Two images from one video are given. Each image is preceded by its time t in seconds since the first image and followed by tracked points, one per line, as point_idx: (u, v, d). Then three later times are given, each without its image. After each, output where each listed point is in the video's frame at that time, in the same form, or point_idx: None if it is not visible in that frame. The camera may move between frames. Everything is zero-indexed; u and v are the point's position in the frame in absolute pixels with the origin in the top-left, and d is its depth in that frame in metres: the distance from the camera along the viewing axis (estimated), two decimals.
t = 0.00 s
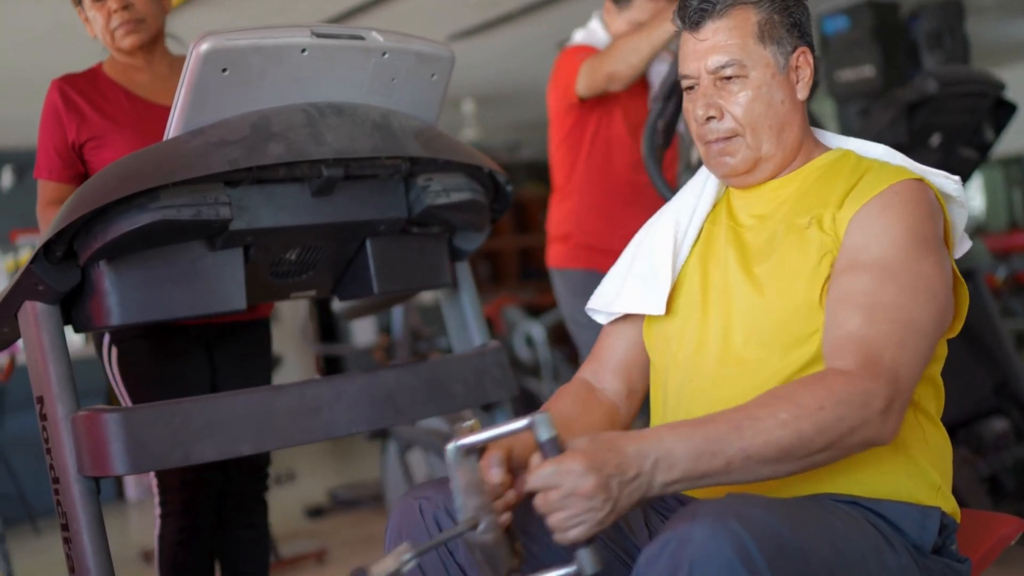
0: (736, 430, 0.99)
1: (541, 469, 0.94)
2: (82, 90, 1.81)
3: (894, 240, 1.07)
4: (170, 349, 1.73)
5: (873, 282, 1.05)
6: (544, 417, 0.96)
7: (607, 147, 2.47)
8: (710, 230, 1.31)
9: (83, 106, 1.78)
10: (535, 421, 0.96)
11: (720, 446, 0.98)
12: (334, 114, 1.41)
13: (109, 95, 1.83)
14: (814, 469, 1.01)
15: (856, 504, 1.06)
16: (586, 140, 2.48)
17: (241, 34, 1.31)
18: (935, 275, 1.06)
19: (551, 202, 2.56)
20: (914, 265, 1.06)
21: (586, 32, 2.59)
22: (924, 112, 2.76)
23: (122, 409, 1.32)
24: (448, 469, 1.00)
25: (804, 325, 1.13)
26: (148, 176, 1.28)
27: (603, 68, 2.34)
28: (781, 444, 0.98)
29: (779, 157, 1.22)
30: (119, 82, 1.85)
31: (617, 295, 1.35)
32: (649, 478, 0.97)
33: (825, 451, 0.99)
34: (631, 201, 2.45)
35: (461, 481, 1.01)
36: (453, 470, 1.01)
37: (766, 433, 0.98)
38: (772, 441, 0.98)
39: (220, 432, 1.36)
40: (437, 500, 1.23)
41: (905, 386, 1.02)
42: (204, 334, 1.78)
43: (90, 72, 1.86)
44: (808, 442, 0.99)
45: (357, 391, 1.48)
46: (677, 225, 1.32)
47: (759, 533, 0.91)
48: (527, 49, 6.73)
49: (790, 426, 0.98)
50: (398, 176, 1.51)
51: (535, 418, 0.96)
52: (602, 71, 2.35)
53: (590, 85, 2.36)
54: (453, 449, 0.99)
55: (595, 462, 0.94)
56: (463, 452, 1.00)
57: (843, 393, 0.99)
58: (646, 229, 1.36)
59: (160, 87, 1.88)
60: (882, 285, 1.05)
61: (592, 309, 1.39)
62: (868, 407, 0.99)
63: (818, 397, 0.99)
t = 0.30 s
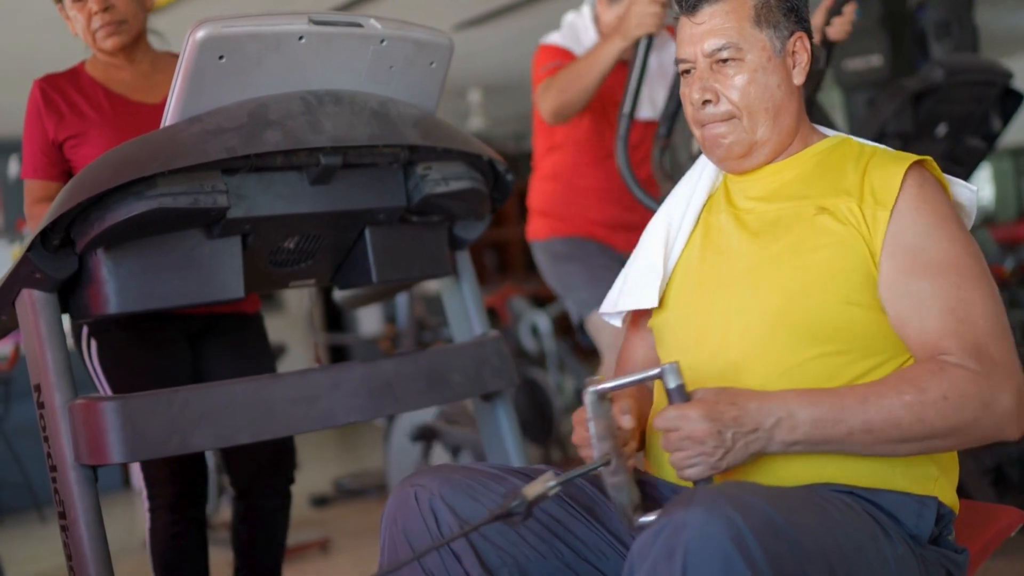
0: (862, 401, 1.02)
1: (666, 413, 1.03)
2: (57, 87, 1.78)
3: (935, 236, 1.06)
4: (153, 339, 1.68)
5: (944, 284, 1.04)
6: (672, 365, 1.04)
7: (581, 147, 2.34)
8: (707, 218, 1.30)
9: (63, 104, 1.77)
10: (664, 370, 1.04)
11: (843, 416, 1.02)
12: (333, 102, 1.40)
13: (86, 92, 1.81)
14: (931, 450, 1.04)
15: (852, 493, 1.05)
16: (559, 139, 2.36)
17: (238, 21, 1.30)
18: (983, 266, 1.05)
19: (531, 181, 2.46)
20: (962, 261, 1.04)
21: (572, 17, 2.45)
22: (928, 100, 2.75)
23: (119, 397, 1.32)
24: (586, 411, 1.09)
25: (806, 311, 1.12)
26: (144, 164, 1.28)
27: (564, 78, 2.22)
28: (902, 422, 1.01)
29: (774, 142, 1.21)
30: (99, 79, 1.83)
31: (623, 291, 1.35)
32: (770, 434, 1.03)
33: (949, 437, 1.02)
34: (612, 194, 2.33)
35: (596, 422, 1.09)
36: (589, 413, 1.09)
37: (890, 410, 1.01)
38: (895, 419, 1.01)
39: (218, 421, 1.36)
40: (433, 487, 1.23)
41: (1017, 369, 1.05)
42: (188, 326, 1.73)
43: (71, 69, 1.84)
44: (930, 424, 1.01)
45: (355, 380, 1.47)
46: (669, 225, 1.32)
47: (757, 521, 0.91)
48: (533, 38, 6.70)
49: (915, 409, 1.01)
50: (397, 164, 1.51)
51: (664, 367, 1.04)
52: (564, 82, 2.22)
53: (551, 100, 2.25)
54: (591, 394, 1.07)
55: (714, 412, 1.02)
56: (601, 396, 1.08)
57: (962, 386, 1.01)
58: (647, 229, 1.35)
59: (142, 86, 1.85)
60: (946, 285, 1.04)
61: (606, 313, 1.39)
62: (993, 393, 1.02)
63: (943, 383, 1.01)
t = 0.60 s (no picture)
0: (890, 395, 1.02)
1: (696, 402, 1.05)
2: (48, 74, 1.76)
3: (951, 229, 1.05)
4: (144, 329, 1.66)
5: (957, 280, 1.03)
6: (703, 354, 1.04)
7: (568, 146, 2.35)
8: (716, 209, 1.29)
9: (57, 89, 1.75)
10: (694, 358, 1.04)
11: (871, 410, 1.02)
12: (337, 91, 1.39)
13: (80, 79, 1.78)
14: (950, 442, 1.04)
15: (863, 485, 1.05)
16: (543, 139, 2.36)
17: (242, 9, 1.29)
18: (995, 256, 1.05)
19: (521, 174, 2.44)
20: (973, 254, 1.04)
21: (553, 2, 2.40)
22: (936, 93, 2.74)
23: (123, 386, 1.31)
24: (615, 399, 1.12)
25: (814, 304, 1.11)
26: (148, 152, 1.27)
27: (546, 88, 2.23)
28: (927, 416, 1.01)
29: (782, 135, 1.20)
30: (93, 65, 1.81)
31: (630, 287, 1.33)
32: (795, 425, 1.03)
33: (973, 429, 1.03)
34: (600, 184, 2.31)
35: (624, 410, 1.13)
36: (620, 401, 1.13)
37: (915, 405, 1.01)
38: (920, 414, 1.01)
39: (223, 410, 1.35)
40: (438, 477, 1.22)
41: None
42: (187, 315, 1.71)
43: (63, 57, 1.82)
44: (956, 418, 1.02)
45: (357, 370, 1.47)
46: (677, 217, 1.31)
47: (766, 508, 0.90)
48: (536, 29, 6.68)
49: (941, 404, 1.01)
50: (402, 154, 1.50)
51: (693, 355, 1.04)
52: (546, 92, 2.23)
53: (533, 113, 2.24)
54: (621, 380, 1.10)
55: (739, 402, 1.03)
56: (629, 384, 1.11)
57: (991, 378, 1.01)
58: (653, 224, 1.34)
59: (136, 71, 1.84)
60: (954, 277, 1.04)
61: (616, 308, 1.37)
62: (1015, 385, 1.02)
63: (967, 377, 1.01)
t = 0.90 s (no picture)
0: (761, 407, 1.01)
1: (568, 434, 0.98)
2: (42, 68, 1.75)
3: (900, 208, 1.06)
4: (142, 325, 1.66)
5: (888, 255, 1.05)
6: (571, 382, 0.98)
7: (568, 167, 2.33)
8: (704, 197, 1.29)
9: (53, 83, 1.75)
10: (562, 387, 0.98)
11: (747, 423, 1.01)
12: (336, 84, 1.39)
13: (75, 72, 1.78)
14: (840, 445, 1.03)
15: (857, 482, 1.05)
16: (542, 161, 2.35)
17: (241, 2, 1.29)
18: (943, 239, 1.06)
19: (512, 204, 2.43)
20: (916, 232, 1.05)
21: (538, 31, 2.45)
22: (933, 90, 2.74)
23: (121, 379, 1.31)
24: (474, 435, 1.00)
25: (801, 292, 1.12)
26: (147, 144, 1.27)
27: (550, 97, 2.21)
28: (807, 422, 1.00)
29: (771, 128, 1.20)
30: (89, 58, 1.81)
31: (610, 269, 1.34)
32: (673, 452, 1.00)
33: (858, 427, 1.02)
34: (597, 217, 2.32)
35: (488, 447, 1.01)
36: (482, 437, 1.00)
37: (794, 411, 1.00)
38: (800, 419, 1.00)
39: (220, 405, 1.35)
40: (433, 475, 1.22)
41: (933, 354, 1.04)
42: (182, 311, 1.71)
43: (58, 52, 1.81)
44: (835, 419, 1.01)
45: (354, 365, 1.47)
46: (666, 200, 1.31)
47: (762, 506, 0.90)
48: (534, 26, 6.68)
49: (816, 404, 1.00)
50: (400, 148, 1.50)
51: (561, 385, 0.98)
52: (550, 101, 2.21)
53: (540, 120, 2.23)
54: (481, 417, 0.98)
55: (619, 432, 0.98)
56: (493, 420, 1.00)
57: (869, 371, 1.00)
58: (641, 203, 1.34)
59: (132, 64, 1.84)
60: (887, 255, 1.05)
61: (590, 291, 1.38)
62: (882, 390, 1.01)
63: (845, 372, 1.01)
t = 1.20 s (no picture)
0: (626, 434, 0.94)
1: (425, 499, 0.88)
2: (21, 79, 1.74)
3: (812, 218, 1.04)
4: (119, 337, 1.65)
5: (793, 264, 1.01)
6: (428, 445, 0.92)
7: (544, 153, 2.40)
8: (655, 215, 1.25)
9: (30, 94, 1.74)
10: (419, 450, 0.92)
11: (613, 454, 0.94)
12: (313, 96, 1.40)
13: (52, 83, 1.77)
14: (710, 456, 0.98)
15: (827, 490, 1.06)
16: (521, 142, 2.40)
17: (218, 14, 1.29)
18: (856, 246, 1.03)
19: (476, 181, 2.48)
20: (825, 243, 1.02)
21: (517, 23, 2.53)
22: (903, 103, 2.78)
23: (96, 391, 1.31)
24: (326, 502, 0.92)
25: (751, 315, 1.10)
26: (122, 156, 1.27)
27: (551, 73, 2.26)
28: (674, 438, 0.94)
29: (715, 144, 1.18)
30: (68, 69, 1.80)
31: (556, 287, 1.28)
32: (542, 506, 0.91)
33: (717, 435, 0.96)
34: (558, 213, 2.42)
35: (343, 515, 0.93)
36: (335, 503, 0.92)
37: (658, 432, 0.94)
38: (665, 438, 0.94)
39: (195, 417, 1.35)
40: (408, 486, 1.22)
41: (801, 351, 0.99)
42: (159, 323, 1.70)
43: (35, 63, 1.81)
44: (702, 430, 0.95)
45: (330, 376, 1.47)
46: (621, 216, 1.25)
47: (733, 516, 0.91)
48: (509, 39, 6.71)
49: (682, 418, 0.95)
50: (376, 160, 1.50)
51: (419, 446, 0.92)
52: (550, 76, 2.26)
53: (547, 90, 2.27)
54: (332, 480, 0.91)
55: (480, 492, 0.88)
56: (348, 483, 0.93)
57: (724, 373, 0.96)
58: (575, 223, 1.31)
59: (112, 76, 1.84)
60: (793, 267, 1.01)
61: (527, 299, 1.32)
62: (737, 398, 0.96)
63: (701, 379, 0.96)
